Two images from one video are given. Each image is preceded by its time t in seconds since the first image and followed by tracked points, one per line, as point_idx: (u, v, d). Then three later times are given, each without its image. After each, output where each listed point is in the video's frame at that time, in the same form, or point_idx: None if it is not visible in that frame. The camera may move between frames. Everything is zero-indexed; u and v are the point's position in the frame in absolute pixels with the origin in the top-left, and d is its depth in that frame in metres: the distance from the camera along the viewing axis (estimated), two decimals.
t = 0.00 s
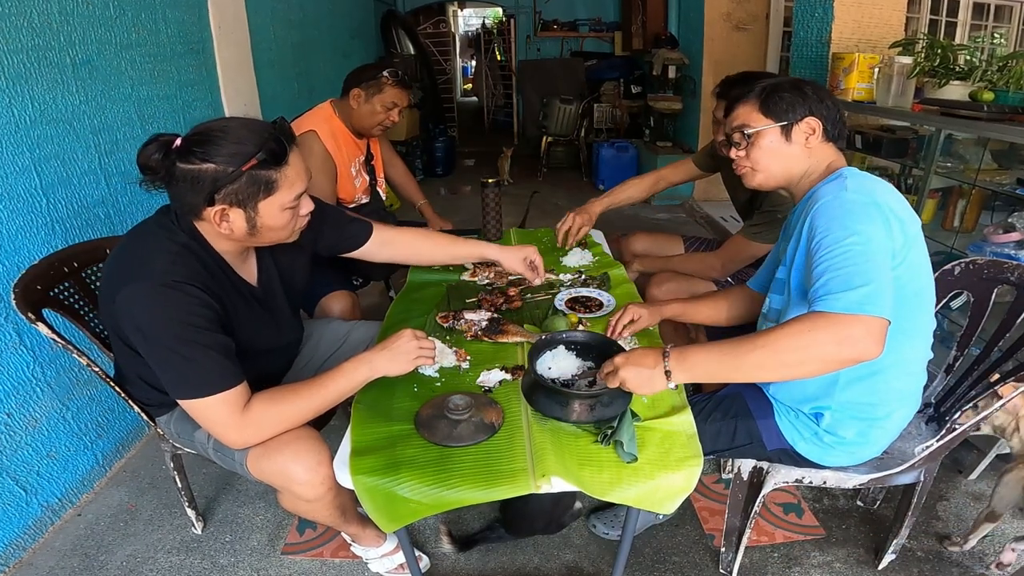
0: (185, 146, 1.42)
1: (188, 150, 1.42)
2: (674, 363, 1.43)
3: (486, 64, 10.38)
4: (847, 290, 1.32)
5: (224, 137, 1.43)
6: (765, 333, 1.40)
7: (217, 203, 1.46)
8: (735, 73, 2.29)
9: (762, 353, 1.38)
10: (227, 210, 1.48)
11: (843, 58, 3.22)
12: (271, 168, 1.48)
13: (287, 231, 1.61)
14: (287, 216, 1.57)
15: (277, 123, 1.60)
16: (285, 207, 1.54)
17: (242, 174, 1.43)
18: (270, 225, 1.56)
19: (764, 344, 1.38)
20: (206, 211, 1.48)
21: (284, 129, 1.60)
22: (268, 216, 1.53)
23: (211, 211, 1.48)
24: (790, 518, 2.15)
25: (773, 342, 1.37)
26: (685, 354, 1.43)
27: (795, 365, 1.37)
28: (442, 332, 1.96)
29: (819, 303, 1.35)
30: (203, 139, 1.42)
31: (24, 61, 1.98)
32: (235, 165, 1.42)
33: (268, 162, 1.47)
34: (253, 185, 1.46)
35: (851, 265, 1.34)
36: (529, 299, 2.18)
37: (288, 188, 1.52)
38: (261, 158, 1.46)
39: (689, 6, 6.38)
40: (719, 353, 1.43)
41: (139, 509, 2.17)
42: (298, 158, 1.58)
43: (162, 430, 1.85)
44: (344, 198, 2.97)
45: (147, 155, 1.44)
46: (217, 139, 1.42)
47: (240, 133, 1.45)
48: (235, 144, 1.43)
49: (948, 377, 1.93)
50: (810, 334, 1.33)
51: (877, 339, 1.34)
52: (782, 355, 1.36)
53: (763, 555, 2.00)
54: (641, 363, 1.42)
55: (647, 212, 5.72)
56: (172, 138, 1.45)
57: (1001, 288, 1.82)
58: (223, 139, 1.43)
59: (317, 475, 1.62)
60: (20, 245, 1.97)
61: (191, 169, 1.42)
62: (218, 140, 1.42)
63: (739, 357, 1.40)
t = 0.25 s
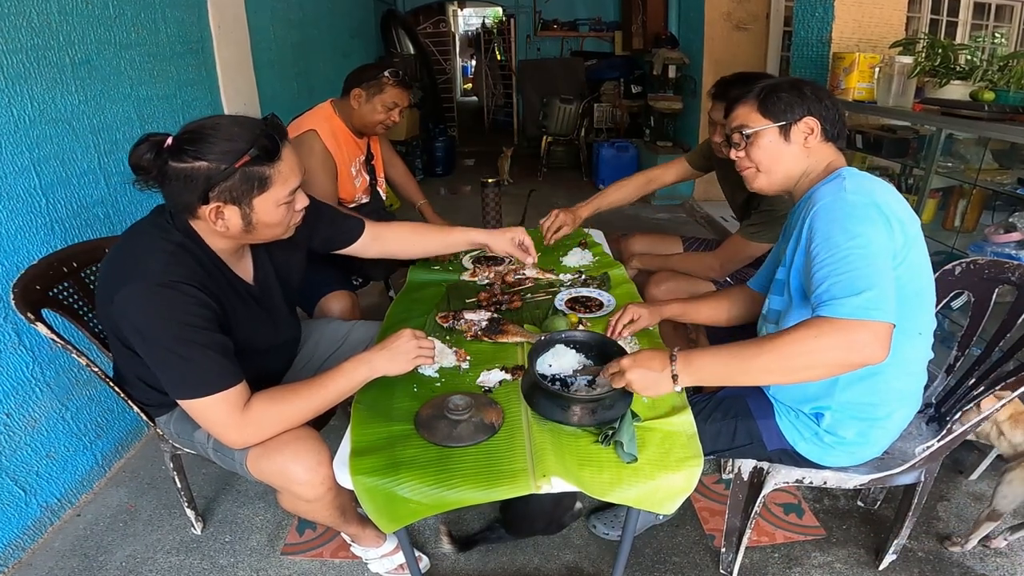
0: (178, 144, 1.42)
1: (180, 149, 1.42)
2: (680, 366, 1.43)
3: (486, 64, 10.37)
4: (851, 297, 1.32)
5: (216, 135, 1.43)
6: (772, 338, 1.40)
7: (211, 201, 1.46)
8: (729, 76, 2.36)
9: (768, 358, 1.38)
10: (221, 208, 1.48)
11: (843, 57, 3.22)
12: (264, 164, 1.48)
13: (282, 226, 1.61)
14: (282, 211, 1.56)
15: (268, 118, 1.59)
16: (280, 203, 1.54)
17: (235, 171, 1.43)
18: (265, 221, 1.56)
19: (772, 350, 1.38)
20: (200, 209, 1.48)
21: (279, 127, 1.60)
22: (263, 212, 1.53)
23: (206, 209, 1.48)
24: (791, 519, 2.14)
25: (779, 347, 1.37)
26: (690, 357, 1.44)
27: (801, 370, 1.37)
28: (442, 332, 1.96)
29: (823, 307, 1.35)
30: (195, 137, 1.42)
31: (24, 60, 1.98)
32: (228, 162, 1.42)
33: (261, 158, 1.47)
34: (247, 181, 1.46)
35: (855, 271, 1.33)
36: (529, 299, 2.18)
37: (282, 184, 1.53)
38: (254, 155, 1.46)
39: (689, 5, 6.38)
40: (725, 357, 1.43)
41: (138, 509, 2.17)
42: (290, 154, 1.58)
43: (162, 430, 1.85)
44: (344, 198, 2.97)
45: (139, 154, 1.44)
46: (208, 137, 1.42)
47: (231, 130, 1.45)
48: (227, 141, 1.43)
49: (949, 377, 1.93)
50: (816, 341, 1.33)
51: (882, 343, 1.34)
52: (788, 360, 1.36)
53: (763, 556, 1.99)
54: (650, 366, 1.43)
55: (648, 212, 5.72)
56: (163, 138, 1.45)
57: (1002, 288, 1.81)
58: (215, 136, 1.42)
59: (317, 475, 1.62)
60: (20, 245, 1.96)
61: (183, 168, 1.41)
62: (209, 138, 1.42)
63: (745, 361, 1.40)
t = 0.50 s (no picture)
0: (172, 144, 1.41)
1: (174, 148, 1.41)
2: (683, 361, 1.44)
3: (486, 63, 10.37)
4: (854, 301, 1.32)
5: (211, 134, 1.42)
6: (774, 339, 1.40)
7: (207, 200, 1.46)
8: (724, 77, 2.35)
9: (770, 360, 1.38)
10: (218, 207, 1.48)
11: (844, 56, 3.21)
12: (260, 163, 1.48)
13: (279, 224, 1.61)
14: (279, 210, 1.56)
15: (263, 116, 1.59)
16: (276, 201, 1.54)
17: (231, 170, 1.43)
18: (262, 220, 1.56)
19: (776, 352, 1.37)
20: (197, 209, 1.48)
21: (276, 126, 1.60)
22: (259, 210, 1.53)
23: (202, 208, 1.47)
24: (791, 519, 2.14)
25: (782, 349, 1.37)
26: (695, 353, 1.44)
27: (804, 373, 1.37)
28: (441, 332, 1.95)
29: (824, 310, 1.35)
30: (190, 136, 1.41)
31: (23, 60, 1.97)
32: (224, 161, 1.42)
33: (257, 156, 1.47)
34: (243, 180, 1.46)
35: (857, 275, 1.33)
36: (529, 299, 2.18)
37: (278, 182, 1.53)
38: (250, 153, 1.45)
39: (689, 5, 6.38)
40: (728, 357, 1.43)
41: (137, 510, 2.16)
42: (286, 153, 1.57)
43: (161, 430, 1.84)
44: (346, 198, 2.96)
45: (134, 154, 1.43)
46: (204, 136, 1.41)
47: (227, 129, 1.44)
48: (223, 140, 1.42)
49: (949, 377, 1.92)
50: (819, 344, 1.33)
51: (884, 347, 1.35)
52: (791, 363, 1.36)
53: (763, 556, 1.99)
54: (655, 359, 1.43)
55: (648, 212, 5.71)
56: (158, 137, 1.44)
57: (1002, 288, 1.81)
58: (211, 135, 1.42)
59: (317, 476, 1.61)
60: (19, 244, 1.96)
61: (179, 167, 1.41)
62: (205, 137, 1.41)
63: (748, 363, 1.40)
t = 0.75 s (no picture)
0: (169, 144, 1.41)
1: (170, 148, 1.40)
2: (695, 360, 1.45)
3: (485, 63, 10.36)
4: (859, 305, 1.31)
5: (207, 134, 1.42)
6: (775, 340, 1.40)
7: (204, 201, 1.45)
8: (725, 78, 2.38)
9: (779, 362, 1.38)
10: (215, 207, 1.48)
11: (846, 56, 3.21)
12: (257, 163, 1.47)
13: (277, 224, 1.60)
14: (276, 210, 1.56)
15: (260, 116, 1.58)
16: (274, 201, 1.54)
17: (227, 170, 1.42)
18: (259, 220, 1.55)
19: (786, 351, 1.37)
20: (194, 209, 1.48)
21: (273, 125, 1.59)
22: (257, 210, 1.52)
23: (199, 209, 1.47)
24: (791, 519, 2.14)
25: (791, 352, 1.36)
26: (702, 354, 1.45)
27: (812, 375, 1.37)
28: (441, 333, 1.95)
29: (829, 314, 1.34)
30: (186, 137, 1.41)
31: (22, 60, 1.97)
32: (220, 162, 1.41)
33: (253, 156, 1.46)
34: (240, 180, 1.46)
35: (862, 278, 1.32)
36: (529, 299, 2.17)
37: (275, 182, 1.52)
38: (247, 153, 1.45)
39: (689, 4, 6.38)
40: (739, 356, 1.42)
41: (137, 510, 2.16)
42: (283, 152, 1.57)
43: (161, 430, 1.84)
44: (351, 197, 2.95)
45: (130, 154, 1.41)
46: (200, 137, 1.41)
47: (223, 129, 1.44)
48: (219, 140, 1.42)
49: (950, 377, 1.92)
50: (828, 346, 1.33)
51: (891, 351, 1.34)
52: (799, 366, 1.36)
53: (764, 556, 1.99)
54: (664, 360, 1.43)
55: (648, 212, 5.71)
56: (154, 137, 1.43)
57: (1003, 288, 1.80)
58: (207, 136, 1.42)
59: (316, 476, 1.61)
60: (18, 244, 1.96)
61: (175, 168, 1.41)
62: (201, 138, 1.41)
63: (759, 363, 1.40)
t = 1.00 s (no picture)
0: (168, 144, 1.40)
1: (169, 148, 1.40)
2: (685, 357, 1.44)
3: (485, 63, 10.36)
4: (852, 307, 1.31)
5: (206, 134, 1.42)
6: (775, 340, 1.40)
7: (203, 201, 1.45)
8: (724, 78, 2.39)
9: (774, 361, 1.38)
10: (214, 208, 1.47)
11: (846, 55, 3.20)
12: (256, 163, 1.47)
13: (275, 224, 1.60)
14: (275, 210, 1.56)
15: (259, 116, 1.58)
16: (273, 201, 1.54)
17: (226, 171, 1.42)
18: (258, 221, 1.55)
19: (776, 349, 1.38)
20: (193, 209, 1.47)
21: (272, 125, 1.59)
22: (256, 211, 1.52)
23: (198, 209, 1.47)
24: (792, 520, 2.13)
25: (785, 351, 1.36)
26: (695, 352, 1.44)
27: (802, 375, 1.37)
28: (441, 333, 1.94)
29: (823, 314, 1.35)
30: (184, 136, 1.41)
31: (21, 60, 1.96)
32: (219, 161, 1.41)
33: (253, 156, 1.46)
34: (239, 180, 1.45)
35: (856, 280, 1.32)
36: (529, 299, 2.17)
37: (274, 182, 1.52)
38: (246, 153, 1.45)
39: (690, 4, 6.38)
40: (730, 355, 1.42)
41: (136, 511, 2.16)
42: (282, 153, 1.57)
43: (160, 431, 1.84)
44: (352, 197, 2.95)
45: (129, 154, 1.43)
46: (199, 136, 1.41)
47: (222, 129, 1.43)
48: (218, 140, 1.42)
49: (951, 377, 1.91)
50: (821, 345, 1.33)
51: (883, 353, 1.34)
52: (793, 365, 1.36)
53: (764, 557, 1.98)
54: (655, 356, 1.42)
55: (648, 212, 5.70)
56: (153, 137, 1.43)
57: (1004, 288, 1.80)
58: (206, 136, 1.41)
59: (316, 476, 1.61)
60: (17, 244, 1.95)
61: (174, 168, 1.40)
62: (200, 138, 1.41)
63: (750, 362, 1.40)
